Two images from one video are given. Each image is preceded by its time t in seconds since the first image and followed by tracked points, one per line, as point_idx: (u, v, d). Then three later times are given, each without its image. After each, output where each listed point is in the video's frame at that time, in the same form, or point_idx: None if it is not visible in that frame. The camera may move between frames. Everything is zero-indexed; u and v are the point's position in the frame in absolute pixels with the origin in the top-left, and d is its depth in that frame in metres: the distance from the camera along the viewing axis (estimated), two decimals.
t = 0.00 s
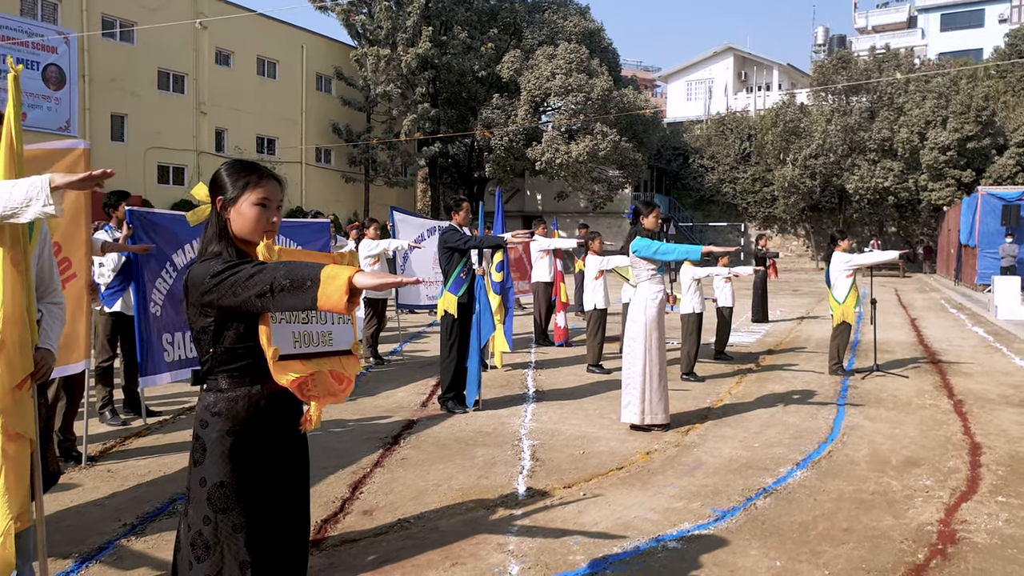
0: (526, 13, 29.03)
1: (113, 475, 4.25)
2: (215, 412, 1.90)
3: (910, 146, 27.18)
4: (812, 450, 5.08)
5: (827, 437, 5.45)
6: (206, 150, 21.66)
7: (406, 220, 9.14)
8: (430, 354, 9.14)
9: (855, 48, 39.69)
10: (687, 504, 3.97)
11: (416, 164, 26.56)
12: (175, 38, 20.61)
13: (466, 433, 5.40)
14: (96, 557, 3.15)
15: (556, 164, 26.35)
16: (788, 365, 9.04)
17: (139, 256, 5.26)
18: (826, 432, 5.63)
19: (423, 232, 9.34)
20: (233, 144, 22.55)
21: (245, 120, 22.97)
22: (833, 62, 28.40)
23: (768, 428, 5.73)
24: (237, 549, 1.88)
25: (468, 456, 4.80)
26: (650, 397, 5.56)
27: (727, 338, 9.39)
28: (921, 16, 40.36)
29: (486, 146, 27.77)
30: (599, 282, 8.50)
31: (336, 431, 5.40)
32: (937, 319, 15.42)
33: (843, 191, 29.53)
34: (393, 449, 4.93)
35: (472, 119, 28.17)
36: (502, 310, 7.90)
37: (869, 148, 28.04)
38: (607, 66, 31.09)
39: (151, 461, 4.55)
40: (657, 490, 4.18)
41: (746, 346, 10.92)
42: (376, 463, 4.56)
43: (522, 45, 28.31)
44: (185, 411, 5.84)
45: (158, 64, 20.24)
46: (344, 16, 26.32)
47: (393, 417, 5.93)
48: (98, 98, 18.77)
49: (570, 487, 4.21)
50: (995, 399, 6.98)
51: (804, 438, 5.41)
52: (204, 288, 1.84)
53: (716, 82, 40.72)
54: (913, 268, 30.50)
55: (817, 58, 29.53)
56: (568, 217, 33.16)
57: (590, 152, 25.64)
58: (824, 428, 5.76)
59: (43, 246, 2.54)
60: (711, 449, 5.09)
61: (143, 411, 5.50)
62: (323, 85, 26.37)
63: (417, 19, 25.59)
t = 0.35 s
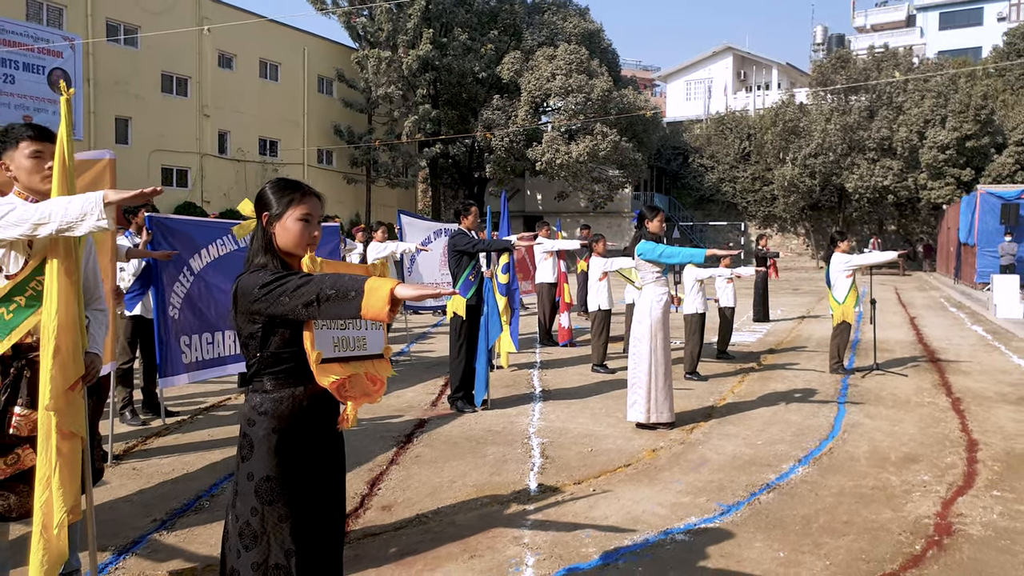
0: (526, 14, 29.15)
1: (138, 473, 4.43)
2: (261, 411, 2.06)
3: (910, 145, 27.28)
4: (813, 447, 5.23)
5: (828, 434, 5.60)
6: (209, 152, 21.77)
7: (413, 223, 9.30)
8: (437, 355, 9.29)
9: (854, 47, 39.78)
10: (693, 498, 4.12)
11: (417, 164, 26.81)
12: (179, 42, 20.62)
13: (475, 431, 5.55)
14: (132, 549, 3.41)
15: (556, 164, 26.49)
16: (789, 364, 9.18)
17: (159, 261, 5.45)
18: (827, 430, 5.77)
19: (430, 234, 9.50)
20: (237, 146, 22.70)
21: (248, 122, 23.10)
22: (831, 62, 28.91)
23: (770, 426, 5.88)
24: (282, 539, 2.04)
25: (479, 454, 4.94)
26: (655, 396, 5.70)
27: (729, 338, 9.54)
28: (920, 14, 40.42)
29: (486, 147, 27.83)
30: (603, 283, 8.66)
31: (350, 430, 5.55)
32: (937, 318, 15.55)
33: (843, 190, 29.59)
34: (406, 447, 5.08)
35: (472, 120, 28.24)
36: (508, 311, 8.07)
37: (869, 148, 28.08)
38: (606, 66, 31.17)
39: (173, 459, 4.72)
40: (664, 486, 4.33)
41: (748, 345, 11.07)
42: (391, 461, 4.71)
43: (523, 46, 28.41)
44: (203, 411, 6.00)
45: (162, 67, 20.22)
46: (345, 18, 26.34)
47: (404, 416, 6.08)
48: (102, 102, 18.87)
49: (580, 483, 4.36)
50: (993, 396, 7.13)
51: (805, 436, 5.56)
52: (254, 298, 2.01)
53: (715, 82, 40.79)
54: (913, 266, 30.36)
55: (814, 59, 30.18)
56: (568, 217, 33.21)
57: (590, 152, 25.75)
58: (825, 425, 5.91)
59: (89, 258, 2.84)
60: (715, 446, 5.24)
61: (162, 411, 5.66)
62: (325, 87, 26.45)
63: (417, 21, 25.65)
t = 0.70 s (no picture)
0: (527, 19, 29.41)
1: (161, 467, 4.67)
2: (292, 403, 2.28)
3: (908, 148, 27.38)
4: (804, 442, 5.45)
5: (819, 431, 5.82)
6: (215, 156, 21.93)
7: (420, 227, 9.53)
8: (441, 355, 9.52)
9: (853, 50, 40.00)
10: (689, 489, 4.34)
11: (420, 169, 27.07)
12: (185, 48, 20.80)
13: (481, 428, 5.77)
14: (161, 536, 3.64)
15: (557, 168, 26.74)
16: (785, 364, 9.41)
17: (176, 265, 5.67)
18: (819, 426, 5.99)
19: (434, 237, 9.74)
20: (241, 150, 22.94)
21: (252, 127, 23.31)
22: (830, 65, 29.64)
23: (764, 422, 6.10)
24: (310, 518, 2.26)
25: (485, 449, 5.17)
26: (653, 394, 5.92)
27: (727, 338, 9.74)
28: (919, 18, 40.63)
29: (488, 150, 28.05)
30: (603, 286, 8.87)
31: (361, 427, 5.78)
32: (933, 319, 15.75)
33: (842, 192, 29.78)
34: (415, 442, 5.31)
35: (474, 124, 28.44)
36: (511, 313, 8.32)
37: (867, 151, 28.24)
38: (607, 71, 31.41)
39: (192, 454, 4.94)
40: (661, 478, 4.55)
41: (745, 346, 11.29)
42: (401, 456, 4.93)
43: (524, 51, 28.64)
44: (218, 410, 6.23)
45: (168, 73, 20.36)
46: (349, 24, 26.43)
47: (412, 413, 6.31)
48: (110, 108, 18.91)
49: (581, 475, 4.59)
50: (981, 394, 7.36)
51: (797, 431, 5.78)
52: (287, 302, 2.22)
53: (715, 85, 40.97)
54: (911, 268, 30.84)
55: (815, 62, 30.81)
56: (569, 219, 33.37)
57: (590, 156, 25.96)
58: (817, 422, 6.13)
59: (127, 264, 3.08)
60: (711, 441, 5.46)
61: (179, 409, 5.89)
62: (328, 93, 26.68)
63: (419, 26, 25.80)
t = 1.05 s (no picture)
0: (550, 20, 29.52)
1: (199, 455, 4.92)
2: (326, 387, 2.47)
3: (937, 147, 26.92)
4: (820, 437, 5.55)
5: (836, 427, 5.90)
6: (243, 158, 22.36)
7: (443, 227, 9.74)
8: (464, 353, 9.72)
9: (880, 47, 39.50)
10: (704, 481, 4.48)
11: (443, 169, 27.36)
12: (214, 52, 21.19)
13: (502, 422, 5.95)
14: (201, 517, 3.92)
15: (580, 168, 26.81)
16: (806, 363, 9.45)
17: (211, 264, 5.93)
18: (836, 422, 6.07)
19: (457, 237, 9.95)
20: (269, 153, 23.37)
21: (279, 129, 23.74)
22: (857, 63, 29.34)
23: (782, 419, 6.20)
24: (342, 493, 2.45)
25: (506, 442, 5.34)
26: (671, 390, 6.04)
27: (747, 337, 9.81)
28: (948, 14, 39.97)
29: (511, 151, 28.23)
30: (623, 285, 9.00)
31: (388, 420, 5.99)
32: (960, 319, 15.61)
33: (869, 192, 29.45)
34: (438, 434, 5.50)
35: (497, 125, 28.66)
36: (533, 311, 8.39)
37: (894, 149, 27.98)
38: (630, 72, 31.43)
39: (229, 443, 5.20)
40: (677, 470, 4.69)
41: (767, 345, 11.33)
42: (425, 447, 5.13)
43: (546, 52, 28.77)
44: (250, 403, 6.50)
45: (198, 78, 20.74)
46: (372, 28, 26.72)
47: (436, 408, 6.51)
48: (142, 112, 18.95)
49: (599, 467, 4.74)
50: (1003, 394, 7.36)
51: (814, 427, 5.88)
52: (321, 295, 2.42)
53: (738, 84, 40.70)
54: (942, 268, 30.56)
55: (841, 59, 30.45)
56: (592, 219, 33.41)
57: (613, 156, 25.99)
58: (834, 418, 6.21)
59: (171, 262, 3.32)
60: (728, 437, 5.58)
61: (214, 402, 6.16)
62: (353, 95, 27.07)
63: (443, 28, 26.02)
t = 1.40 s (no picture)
0: (648, 18, 29.10)
1: (308, 439, 5.30)
2: (422, 371, 2.68)
3: None
4: (921, 439, 5.33)
5: (941, 430, 5.64)
6: (347, 162, 23.39)
7: (536, 227, 9.91)
8: (557, 351, 9.87)
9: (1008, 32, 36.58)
10: (794, 478, 4.42)
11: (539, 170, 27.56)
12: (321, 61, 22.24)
13: (593, 417, 6.05)
14: (310, 494, 4.25)
15: (679, 166, 26.22)
16: (913, 366, 8.98)
17: (319, 261, 6.36)
18: (941, 426, 5.79)
19: (550, 237, 10.11)
20: (372, 156, 24.34)
21: (381, 133, 24.68)
22: (978, 51, 27.17)
23: (882, 420, 5.97)
24: (437, 469, 2.65)
25: (596, 436, 5.44)
26: (765, 390, 5.94)
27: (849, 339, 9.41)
28: None
29: (608, 150, 28.09)
30: (719, 284, 8.86)
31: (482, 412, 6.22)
32: None
33: (993, 188, 27.23)
34: (531, 427, 5.68)
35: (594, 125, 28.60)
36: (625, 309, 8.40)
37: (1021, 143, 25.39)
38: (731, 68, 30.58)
39: (335, 429, 5.57)
40: (767, 467, 4.65)
41: (871, 348, 10.82)
42: (518, 438, 5.32)
43: (644, 51, 28.42)
44: (354, 393, 6.91)
45: (305, 84, 21.80)
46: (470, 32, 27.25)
47: (529, 402, 6.69)
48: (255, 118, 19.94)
49: (688, 462, 4.77)
50: None
51: (917, 430, 5.63)
52: (417, 286, 2.63)
53: (847, 78, 38.76)
54: None
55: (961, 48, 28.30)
56: (691, 219, 32.76)
57: (714, 154, 25.30)
58: (939, 421, 5.93)
59: (285, 257, 3.65)
60: (822, 436, 5.44)
61: (321, 391, 6.60)
62: (451, 99, 27.81)
63: (539, 30, 26.18)
